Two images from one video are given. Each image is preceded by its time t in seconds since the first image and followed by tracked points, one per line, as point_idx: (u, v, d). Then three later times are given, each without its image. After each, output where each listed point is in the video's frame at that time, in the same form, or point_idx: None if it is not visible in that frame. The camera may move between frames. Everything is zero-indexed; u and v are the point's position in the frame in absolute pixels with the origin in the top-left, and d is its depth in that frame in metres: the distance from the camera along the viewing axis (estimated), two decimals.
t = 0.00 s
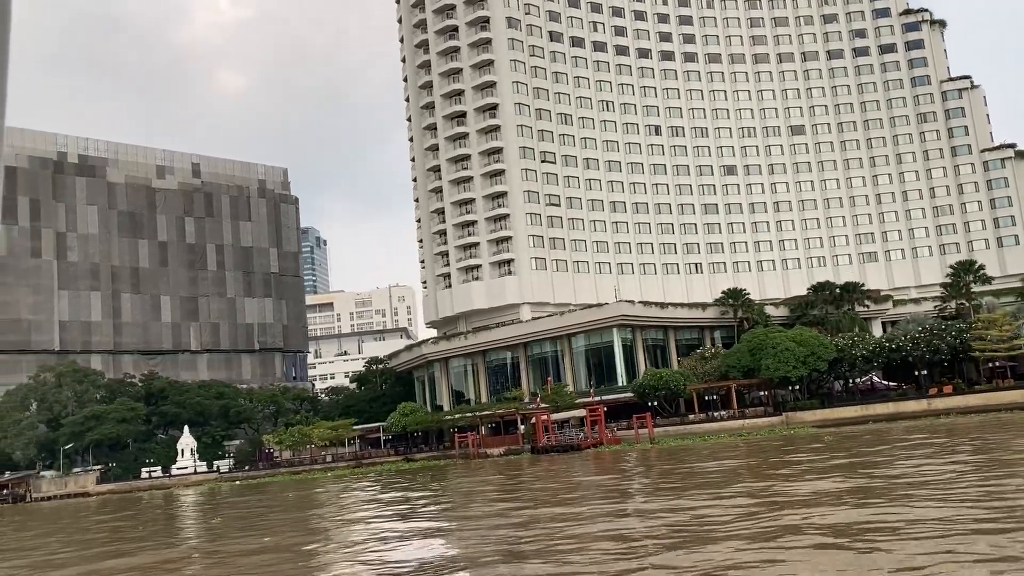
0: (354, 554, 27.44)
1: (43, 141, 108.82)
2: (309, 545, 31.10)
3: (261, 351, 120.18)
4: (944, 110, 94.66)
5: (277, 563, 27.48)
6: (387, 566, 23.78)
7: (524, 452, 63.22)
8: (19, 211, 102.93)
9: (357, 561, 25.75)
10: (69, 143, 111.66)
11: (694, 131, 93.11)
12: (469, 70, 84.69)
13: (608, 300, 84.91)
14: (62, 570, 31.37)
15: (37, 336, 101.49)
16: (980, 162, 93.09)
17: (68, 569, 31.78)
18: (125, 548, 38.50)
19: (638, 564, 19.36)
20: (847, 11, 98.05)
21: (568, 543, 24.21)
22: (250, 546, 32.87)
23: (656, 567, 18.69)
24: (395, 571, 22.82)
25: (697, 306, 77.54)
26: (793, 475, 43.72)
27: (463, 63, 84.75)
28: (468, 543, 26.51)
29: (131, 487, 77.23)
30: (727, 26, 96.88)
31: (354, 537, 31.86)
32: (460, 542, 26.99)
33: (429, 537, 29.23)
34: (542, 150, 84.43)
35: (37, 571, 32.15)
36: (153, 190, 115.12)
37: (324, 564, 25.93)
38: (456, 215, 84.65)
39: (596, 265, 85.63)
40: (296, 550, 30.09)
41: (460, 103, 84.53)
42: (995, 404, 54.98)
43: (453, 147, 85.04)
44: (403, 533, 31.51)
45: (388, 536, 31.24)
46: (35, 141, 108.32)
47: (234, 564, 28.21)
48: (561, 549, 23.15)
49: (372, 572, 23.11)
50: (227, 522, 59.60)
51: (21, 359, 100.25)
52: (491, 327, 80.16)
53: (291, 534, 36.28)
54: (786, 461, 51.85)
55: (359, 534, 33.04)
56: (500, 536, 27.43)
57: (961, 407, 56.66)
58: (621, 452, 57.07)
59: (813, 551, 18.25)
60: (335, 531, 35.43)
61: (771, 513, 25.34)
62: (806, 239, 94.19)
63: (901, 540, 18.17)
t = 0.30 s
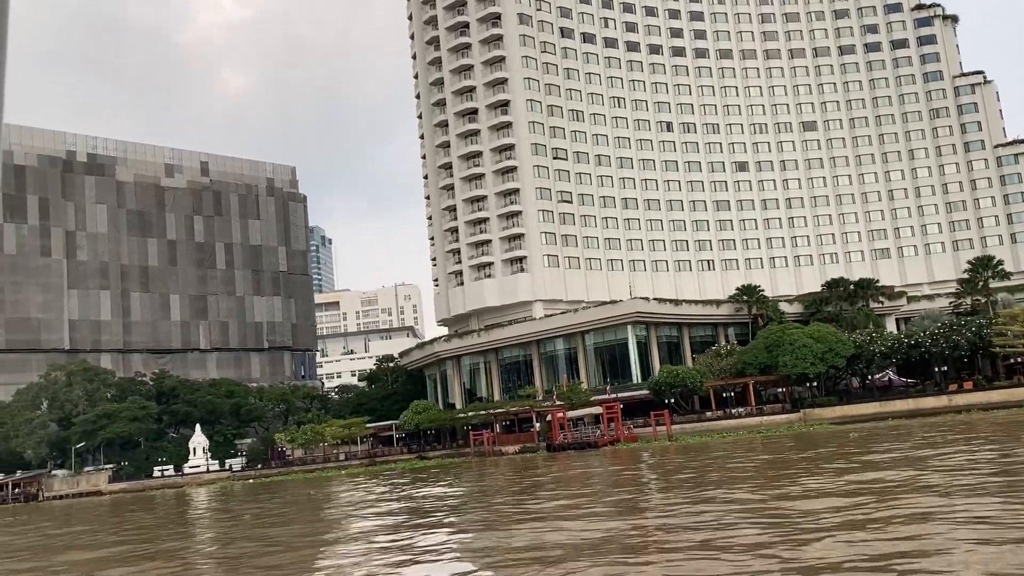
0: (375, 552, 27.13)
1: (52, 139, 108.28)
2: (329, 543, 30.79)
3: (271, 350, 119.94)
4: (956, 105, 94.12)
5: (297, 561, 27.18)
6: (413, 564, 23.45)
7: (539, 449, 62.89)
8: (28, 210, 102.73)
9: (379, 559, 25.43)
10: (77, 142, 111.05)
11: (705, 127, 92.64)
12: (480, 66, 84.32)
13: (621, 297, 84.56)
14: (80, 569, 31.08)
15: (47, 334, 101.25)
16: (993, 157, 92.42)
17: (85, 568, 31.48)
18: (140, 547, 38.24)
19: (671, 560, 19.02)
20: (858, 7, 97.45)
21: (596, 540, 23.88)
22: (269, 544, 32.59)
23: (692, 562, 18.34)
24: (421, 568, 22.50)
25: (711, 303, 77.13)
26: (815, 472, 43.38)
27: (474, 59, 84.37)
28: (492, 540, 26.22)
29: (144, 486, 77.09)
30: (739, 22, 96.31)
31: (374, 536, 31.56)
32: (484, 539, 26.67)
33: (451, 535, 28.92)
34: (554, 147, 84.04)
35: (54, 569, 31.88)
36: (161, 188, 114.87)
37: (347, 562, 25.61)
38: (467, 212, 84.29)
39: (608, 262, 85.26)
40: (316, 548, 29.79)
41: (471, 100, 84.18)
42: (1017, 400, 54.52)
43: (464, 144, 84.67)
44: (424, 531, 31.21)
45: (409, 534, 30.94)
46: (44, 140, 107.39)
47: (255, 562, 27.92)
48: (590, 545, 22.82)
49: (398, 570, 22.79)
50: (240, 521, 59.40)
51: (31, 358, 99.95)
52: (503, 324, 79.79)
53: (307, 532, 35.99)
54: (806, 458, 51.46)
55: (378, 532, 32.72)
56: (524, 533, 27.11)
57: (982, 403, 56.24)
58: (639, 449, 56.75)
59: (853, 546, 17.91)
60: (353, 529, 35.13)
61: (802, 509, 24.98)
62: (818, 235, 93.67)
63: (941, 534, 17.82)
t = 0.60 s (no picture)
0: (401, 549, 26.79)
1: (62, 138, 108.00)
2: (353, 541, 30.47)
3: (280, 348, 119.79)
4: (969, 100, 93.41)
5: (323, 558, 26.85)
6: (444, 561, 23.12)
7: (555, 447, 62.63)
8: (38, 208, 102.55)
9: (408, 555, 25.10)
10: (87, 140, 110.80)
11: (717, 123, 92.19)
12: (492, 62, 83.97)
13: (633, 294, 84.20)
14: (102, 567, 30.78)
15: (58, 333, 101.11)
16: (1007, 153, 91.81)
17: (107, 566, 31.21)
18: (159, 545, 37.97)
19: (713, 555, 18.68)
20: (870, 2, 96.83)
21: (629, 535, 23.54)
22: (292, 542, 32.29)
23: (735, 557, 17.98)
24: (453, 565, 22.19)
25: (726, 300, 76.74)
26: (838, 468, 43.06)
27: (486, 56, 84.02)
28: (522, 536, 25.89)
29: (157, 485, 76.96)
30: (750, 18, 95.77)
31: (397, 533, 31.25)
32: (513, 536, 26.35)
33: (478, 531, 28.61)
34: (567, 143, 83.68)
35: (75, 568, 31.59)
36: (171, 187, 114.70)
37: (375, 559, 25.29)
38: (479, 209, 83.99)
39: (620, 259, 84.95)
40: (340, 546, 29.50)
41: (483, 96, 83.87)
42: None
43: (476, 140, 84.31)
44: (448, 527, 30.90)
45: (433, 531, 30.62)
46: (54, 139, 107.12)
47: (280, 560, 27.61)
48: (624, 541, 22.47)
49: (430, 567, 22.46)
50: (256, 519, 59.19)
51: (42, 356, 99.81)
52: (516, 321, 79.44)
53: (328, 530, 35.68)
54: (827, 454, 51.15)
55: (401, 529, 32.39)
56: (553, 529, 26.79)
57: (1004, 399, 55.84)
58: (657, 446, 56.41)
59: (902, 540, 17.54)
60: (374, 527, 34.84)
61: (838, 504, 24.61)
62: (830, 231, 93.18)
63: (991, 528, 17.45)
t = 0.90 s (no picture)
0: (431, 545, 26.43)
1: (71, 137, 107.90)
2: (380, 537, 30.14)
3: (290, 346, 119.69)
4: (983, 95, 92.83)
5: (352, 555, 26.52)
6: (479, 556, 22.76)
7: (572, 443, 62.34)
8: (48, 207, 102.43)
9: (439, 551, 24.76)
10: (97, 138, 110.66)
11: (729, 119, 91.78)
12: (504, 58, 83.67)
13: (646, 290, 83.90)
14: (127, 565, 30.51)
15: (69, 331, 101.04)
16: (1021, 147, 91.25)
17: (132, 563, 30.95)
18: (182, 541, 37.79)
19: (759, 550, 18.32)
20: None
21: (666, 530, 23.15)
22: (317, 538, 32.00)
23: (786, 553, 17.58)
24: (489, 560, 21.84)
25: (741, 296, 76.41)
26: (863, 464, 42.65)
27: (498, 52, 83.66)
28: (555, 532, 25.51)
29: (170, 483, 76.79)
30: (761, 13, 95.30)
31: (423, 529, 30.90)
32: (545, 531, 25.98)
33: (507, 527, 28.26)
34: (579, 139, 83.36)
35: (99, 565, 31.33)
36: (180, 185, 114.51)
37: (406, 555, 24.93)
38: (492, 205, 83.65)
39: (633, 255, 84.65)
40: (368, 542, 29.19)
41: (495, 92, 83.53)
42: None
43: (488, 137, 83.95)
44: (476, 523, 30.55)
45: (460, 526, 30.29)
46: (64, 137, 106.98)
47: (309, 556, 27.29)
48: (662, 536, 22.08)
49: (465, 562, 22.11)
50: (272, 517, 58.94)
51: (53, 355, 99.69)
52: (530, 318, 79.11)
53: (352, 526, 35.37)
54: (848, 450, 50.72)
55: (427, 525, 32.06)
56: (584, 524, 26.43)
57: None
58: (675, 442, 56.13)
59: (959, 535, 17.10)
60: (398, 523, 34.54)
61: (878, 498, 24.16)
62: (843, 227, 92.73)
63: None
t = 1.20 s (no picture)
0: (461, 542, 26.09)
1: (81, 135, 107.73)
2: (406, 534, 29.84)
3: (299, 344, 119.70)
4: (996, 89, 92.05)
5: (383, 551, 26.21)
6: (516, 552, 22.42)
7: (588, 440, 61.98)
8: (58, 205, 102.26)
9: (472, 548, 24.41)
10: (106, 136, 110.44)
11: (741, 115, 91.26)
12: (516, 54, 83.16)
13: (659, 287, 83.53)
14: (150, 562, 30.26)
15: (79, 330, 100.90)
16: None
17: (156, 560, 30.71)
18: (202, 539, 37.49)
19: (805, 551, 17.98)
20: None
21: (705, 528, 22.77)
22: (340, 535, 31.74)
23: (843, 552, 17.20)
24: (527, 557, 21.49)
25: (756, 292, 76.07)
26: (887, 461, 42.34)
27: (509, 47, 83.17)
28: (590, 529, 25.15)
29: (183, 481, 76.60)
30: (773, 8, 94.67)
31: (450, 526, 30.60)
32: (578, 528, 25.63)
33: (536, 524, 27.93)
34: (591, 136, 82.92)
35: (123, 562, 31.10)
36: (189, 182, 114.27)
37: (438, 552, 24.60)
38: (504, 202, 83.22)
39: (646, 251, 84.27)
40: (395, 539, 28.87)
41: (507, 88, 83.07)
42: None
43: (500, 133, 83.52)
44: (503, 520, 30.21)
45: (487, 523, 29.95)
46: (73, 135, 106.75)
47: (337, 553, 26.99)
48: (704, 534, 21.69)
49: (502, 559, 21.77)
50: (288, 515, 58.75)
51: (64, 353, 99.55)
52: (543, 315, 78.71)
53: (375, 523, 35.09)
54: (871, 446, 50.38)
55: (453, 522, 31.76)
56: (618, 522, 26.07)
57: None
58: (693, 439, 55.78)
59: (1017, 534, 16.75)
60: (421, 520, 34.23)
61: (920, 494, 23.76)
62: (856, 223, 92.21)
63: None
